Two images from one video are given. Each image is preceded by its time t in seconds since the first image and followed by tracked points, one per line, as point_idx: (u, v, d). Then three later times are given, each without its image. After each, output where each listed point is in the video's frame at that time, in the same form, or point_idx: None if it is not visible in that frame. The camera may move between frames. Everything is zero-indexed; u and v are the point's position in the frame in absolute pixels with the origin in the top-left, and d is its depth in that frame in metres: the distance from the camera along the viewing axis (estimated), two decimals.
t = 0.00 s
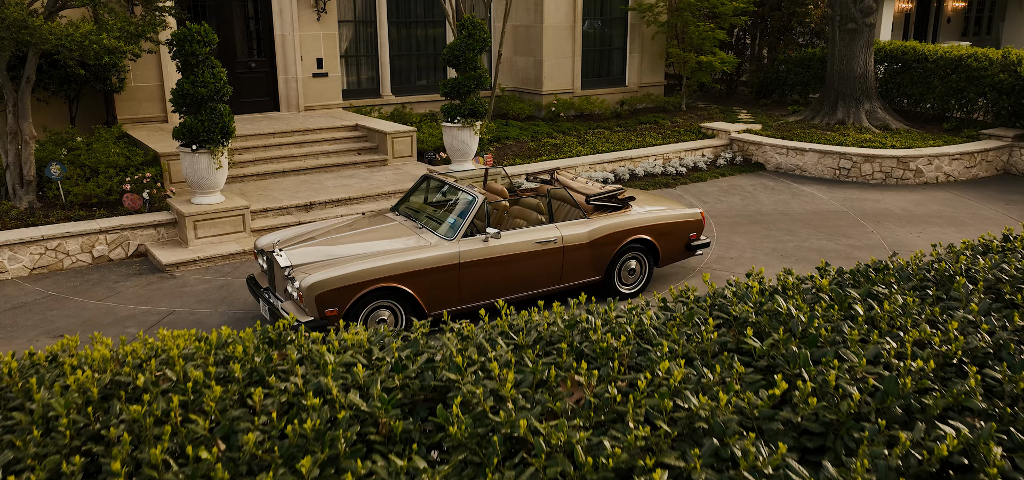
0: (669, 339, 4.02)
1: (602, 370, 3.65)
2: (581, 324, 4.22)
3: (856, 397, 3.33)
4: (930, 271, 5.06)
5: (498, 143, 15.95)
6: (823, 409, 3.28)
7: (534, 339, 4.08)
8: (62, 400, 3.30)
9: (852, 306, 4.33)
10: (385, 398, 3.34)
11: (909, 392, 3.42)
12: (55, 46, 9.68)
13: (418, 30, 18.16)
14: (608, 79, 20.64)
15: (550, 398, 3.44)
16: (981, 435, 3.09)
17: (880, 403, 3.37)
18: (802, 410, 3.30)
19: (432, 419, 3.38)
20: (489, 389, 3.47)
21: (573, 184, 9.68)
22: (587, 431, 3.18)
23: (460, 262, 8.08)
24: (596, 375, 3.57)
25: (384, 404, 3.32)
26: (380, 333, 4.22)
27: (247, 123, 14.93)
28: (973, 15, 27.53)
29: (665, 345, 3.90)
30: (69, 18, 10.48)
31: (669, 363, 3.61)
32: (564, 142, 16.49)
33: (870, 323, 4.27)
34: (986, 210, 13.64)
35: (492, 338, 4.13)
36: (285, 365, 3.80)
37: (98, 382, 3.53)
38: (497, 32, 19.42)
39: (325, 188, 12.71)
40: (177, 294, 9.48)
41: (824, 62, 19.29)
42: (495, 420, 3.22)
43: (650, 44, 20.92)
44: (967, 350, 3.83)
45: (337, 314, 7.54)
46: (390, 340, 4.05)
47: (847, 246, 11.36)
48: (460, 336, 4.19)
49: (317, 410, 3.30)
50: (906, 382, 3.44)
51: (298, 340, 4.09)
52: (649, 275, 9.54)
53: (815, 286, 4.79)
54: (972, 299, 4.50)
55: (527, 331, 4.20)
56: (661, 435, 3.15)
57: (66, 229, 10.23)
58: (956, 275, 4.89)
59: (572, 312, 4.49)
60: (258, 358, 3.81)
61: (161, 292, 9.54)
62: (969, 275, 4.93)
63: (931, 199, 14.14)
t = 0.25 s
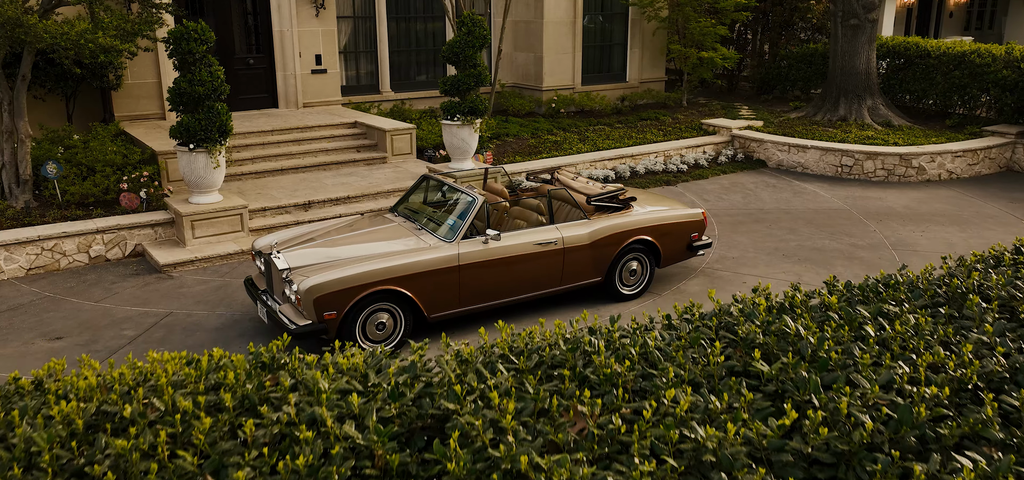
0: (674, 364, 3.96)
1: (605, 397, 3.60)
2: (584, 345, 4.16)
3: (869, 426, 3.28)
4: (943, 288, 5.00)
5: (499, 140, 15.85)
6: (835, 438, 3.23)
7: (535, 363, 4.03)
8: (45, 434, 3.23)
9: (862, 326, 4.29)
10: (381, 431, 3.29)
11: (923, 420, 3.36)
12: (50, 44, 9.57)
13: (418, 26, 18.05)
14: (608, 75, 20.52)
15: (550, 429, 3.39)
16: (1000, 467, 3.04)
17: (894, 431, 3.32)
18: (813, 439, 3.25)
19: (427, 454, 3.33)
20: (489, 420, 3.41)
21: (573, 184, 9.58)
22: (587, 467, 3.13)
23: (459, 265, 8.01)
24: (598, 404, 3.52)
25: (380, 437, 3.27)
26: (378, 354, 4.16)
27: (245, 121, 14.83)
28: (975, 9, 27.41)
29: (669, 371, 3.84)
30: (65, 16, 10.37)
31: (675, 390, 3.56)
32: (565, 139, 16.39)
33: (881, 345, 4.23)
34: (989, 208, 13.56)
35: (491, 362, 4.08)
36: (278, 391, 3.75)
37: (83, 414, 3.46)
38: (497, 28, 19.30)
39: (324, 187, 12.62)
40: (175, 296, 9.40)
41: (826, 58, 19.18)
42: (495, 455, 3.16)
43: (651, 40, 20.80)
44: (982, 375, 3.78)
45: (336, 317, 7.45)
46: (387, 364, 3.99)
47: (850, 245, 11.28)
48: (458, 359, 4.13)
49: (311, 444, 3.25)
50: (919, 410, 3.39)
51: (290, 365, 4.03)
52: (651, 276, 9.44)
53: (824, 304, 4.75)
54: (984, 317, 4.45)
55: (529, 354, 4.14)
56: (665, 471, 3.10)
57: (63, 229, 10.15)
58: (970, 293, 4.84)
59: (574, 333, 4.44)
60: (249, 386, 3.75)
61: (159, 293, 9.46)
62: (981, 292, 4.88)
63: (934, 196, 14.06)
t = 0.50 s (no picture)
0: (677, 390, 3.90)
1: (607, 427, 3.54)
2: (585, 369, 4.10)
3: (881, 458, 3.21)
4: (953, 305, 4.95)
5: (498, 137, 15.76)
6: (846, 471, 3.17)
7: (534, 389, 3.98)
8: (28, 467, 3.16)
9: (872, 349, 4.23)
10: (374, 464, 3.23)
11: (937, 451, 3.30)
12: (45, 43, 9.47)
13: (417, 22, 17.94)
14: (609, 70, 20.41)
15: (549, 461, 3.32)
16: None
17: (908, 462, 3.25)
18: (823, 471, 3.18)
19: None
20: (487, 451, 3.34)
21: (574, 184, 9.50)
22: None
23: (459, 267, 7.93)
24: (599, 435, 3.45)
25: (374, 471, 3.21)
26: (372, 377, 4.11)
27: (243, 118, 14.74)
28: (976, 4, 27.27)
29: (673, 397, 3.78)
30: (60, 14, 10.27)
31: (679, 419, 3.50)
32: (565, 135, 16.30)
33: (891, 367, 4.17)
34: (992, 206, 13.47)
35: (489, 387, 4.02)
36: (269, 419, 3.68)
37: (66, 445, 3.39)
38: (497, 23, 19.18)
39: (323, 185, 12.53)
40: (172, 297, 9.31)
41: (827, 54, 19.08)
42: None
43: (651, 35, 20.70)
44: (996, 401, 3.72)
45: (334, 320, 7.37)
46: (382, 387, 3.94)
47: (852, 244, 11.20)
48: (455, 384, 4.08)
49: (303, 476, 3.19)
50: (933, 441, 3.32)
51: (281, 390, 3.97)
52: (652, 277, 9.36)
53: (831, 322, 4.69)
54: (996, 337, 4.39)
55: (528, 379, 4.09)
56: None
57: (60, 229, 10.07)
58: (980, 310, 4.78)
59: (574, 355, 4.38)
60: (239, 413, 3.68)
61: (155, 294, 9.38)
62: (993, 310, 4.82)
63: (937, 194, 13.97)
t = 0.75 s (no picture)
0: (682, 415, 3.85)
1: (611, 456, 3.48)
2: (588, 393, 4.06)
3: None
4: (963, 323, 4.89)
5: (498, 135, 15.67)
6: None
7: (535, 415, 3.93)
8: None
9: (882, 372, 4.19)
10: None
11: None
12: (40, 41, 9.37)
13: (416, 17, 17.83)
14: (609, 66, 20.31)
15: None
16: None
17: None
18: None
19: None
20: None
21: (574, 184, 9.42)
22: None
23: (459, 270, 7.87)
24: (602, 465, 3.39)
25: None
26: (369, 402, 4.06)
27: (242, 115, 14.66)
28: None
29: (679, 424, 3.72)
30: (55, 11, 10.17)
31: (685, 449, 3.44)
32: (566, 132, 16.21)
33: (901, 390, 4.12)
34: (994, 204, 13.39)
35: (489, 412, 3.96)
36: (262, 448, 3.63)
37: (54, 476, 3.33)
38: (497, 19, 19.07)
39: (321, 183, 12.45)
40: (169, 298, 9.25)
41: (829, 50, 18.97)
42: None
43: (652, 31, 20.60)
44: (1008, 426, 3.67)
45: (332, 323, 7.30)
46: (379, 412, 3.90)
47: (854, 244, 11.13)
48: (453, 410, 4.03)
49: None
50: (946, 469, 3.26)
51: (274, 416, 3.91)
52: (653, 278, 9.29)
53: (839, 342, 4.65)
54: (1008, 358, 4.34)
55: (528, 404, 4.04)
56: None
57: (56, 228, 10.00)
58: (991, 329, 4.73)
59: (576, 378, 4.33)
60: (232, 442, 3.63)
61: (153, 295, 9.31)
62: (1004, 328, 4.77)
63: (939, 192, 13.89)
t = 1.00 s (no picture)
0: (687, 442, 3.80)
1: None
2: (590, 418, 4.01)
3: None
4: (973, 341, 4.84)
5: (498, 131, 15.60)
6: None
7: (536, 442, 3.88)
8: None
9: (891, 395, 4.14)
10: None
11: None
12: (36, 41, 9.28)
13: (416, 13, 17.73)
14: (610, 61, 20.22)
15: None
16: None
17: None
18: None
19: None
20: None
21: (575, 183, 9.34)
22: None
23: (459, 273, 7.80)
24: None
25: None
26: (366, 428, 4.02)
27: (240, 112, 14.59)
28: None
29: (684, 451, 3.68)
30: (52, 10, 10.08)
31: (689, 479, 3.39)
32: (566, 129, 16.14)
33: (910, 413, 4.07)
34: (997, 202, 13.32)
35: (490, 438, 3.91)
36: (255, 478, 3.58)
37: None
38: (497, 14, 18.97)
39: (320, 181, 12.38)
40: (167, 299, 9.19)
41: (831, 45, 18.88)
42: None
43: (653, 26, 20.50)
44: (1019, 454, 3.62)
45: (331, 327, 7.24)
46: (377, 438, 3.86)
47: (856, 243, 11.07)
48: (453, 436, 3.98)
49: None
50: None
51: (269, 440, 3.86)
52: (654, 278, 9.22)
53: (846, 361, 4.61)
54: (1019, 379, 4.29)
55: (529, 430, 3.99)
56: None
57: (53, 229, 9.94)
58: (1001, 348, 4.68)
59: (578, 400, 4.29)
60: (224, 472, 3.57)
61: (151, 296, 9.25)
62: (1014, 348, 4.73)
63: (941, 190, 13.82)
